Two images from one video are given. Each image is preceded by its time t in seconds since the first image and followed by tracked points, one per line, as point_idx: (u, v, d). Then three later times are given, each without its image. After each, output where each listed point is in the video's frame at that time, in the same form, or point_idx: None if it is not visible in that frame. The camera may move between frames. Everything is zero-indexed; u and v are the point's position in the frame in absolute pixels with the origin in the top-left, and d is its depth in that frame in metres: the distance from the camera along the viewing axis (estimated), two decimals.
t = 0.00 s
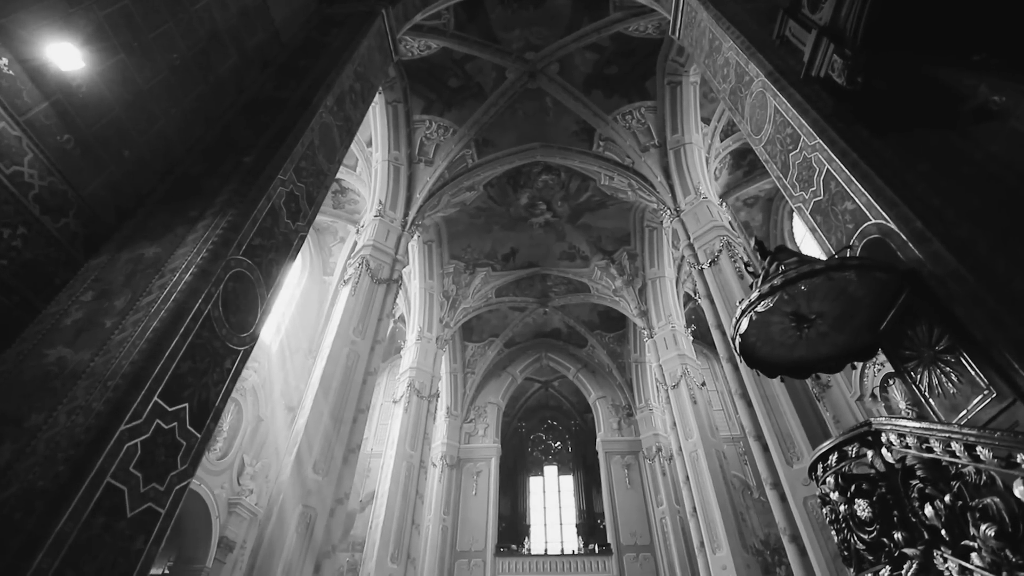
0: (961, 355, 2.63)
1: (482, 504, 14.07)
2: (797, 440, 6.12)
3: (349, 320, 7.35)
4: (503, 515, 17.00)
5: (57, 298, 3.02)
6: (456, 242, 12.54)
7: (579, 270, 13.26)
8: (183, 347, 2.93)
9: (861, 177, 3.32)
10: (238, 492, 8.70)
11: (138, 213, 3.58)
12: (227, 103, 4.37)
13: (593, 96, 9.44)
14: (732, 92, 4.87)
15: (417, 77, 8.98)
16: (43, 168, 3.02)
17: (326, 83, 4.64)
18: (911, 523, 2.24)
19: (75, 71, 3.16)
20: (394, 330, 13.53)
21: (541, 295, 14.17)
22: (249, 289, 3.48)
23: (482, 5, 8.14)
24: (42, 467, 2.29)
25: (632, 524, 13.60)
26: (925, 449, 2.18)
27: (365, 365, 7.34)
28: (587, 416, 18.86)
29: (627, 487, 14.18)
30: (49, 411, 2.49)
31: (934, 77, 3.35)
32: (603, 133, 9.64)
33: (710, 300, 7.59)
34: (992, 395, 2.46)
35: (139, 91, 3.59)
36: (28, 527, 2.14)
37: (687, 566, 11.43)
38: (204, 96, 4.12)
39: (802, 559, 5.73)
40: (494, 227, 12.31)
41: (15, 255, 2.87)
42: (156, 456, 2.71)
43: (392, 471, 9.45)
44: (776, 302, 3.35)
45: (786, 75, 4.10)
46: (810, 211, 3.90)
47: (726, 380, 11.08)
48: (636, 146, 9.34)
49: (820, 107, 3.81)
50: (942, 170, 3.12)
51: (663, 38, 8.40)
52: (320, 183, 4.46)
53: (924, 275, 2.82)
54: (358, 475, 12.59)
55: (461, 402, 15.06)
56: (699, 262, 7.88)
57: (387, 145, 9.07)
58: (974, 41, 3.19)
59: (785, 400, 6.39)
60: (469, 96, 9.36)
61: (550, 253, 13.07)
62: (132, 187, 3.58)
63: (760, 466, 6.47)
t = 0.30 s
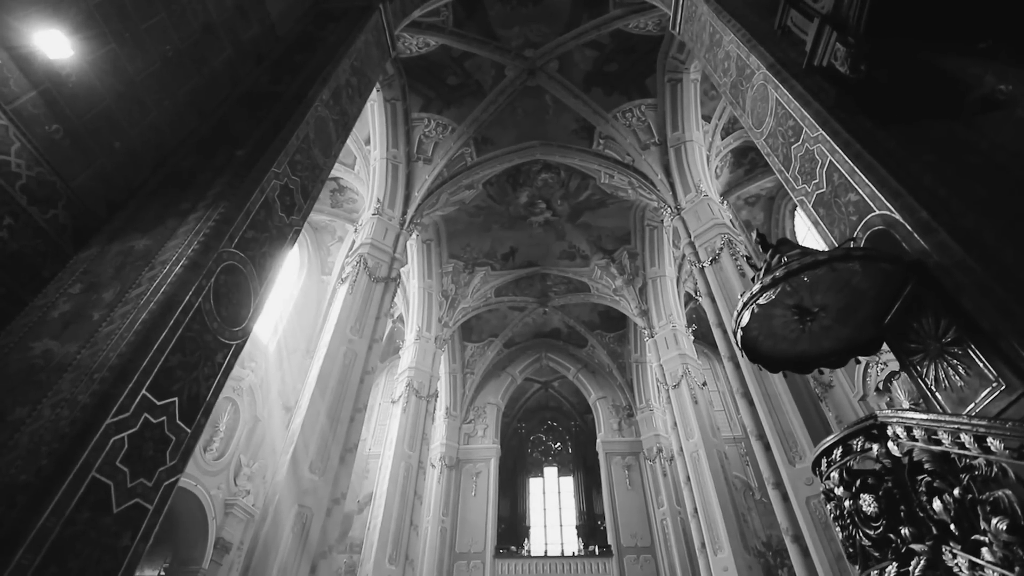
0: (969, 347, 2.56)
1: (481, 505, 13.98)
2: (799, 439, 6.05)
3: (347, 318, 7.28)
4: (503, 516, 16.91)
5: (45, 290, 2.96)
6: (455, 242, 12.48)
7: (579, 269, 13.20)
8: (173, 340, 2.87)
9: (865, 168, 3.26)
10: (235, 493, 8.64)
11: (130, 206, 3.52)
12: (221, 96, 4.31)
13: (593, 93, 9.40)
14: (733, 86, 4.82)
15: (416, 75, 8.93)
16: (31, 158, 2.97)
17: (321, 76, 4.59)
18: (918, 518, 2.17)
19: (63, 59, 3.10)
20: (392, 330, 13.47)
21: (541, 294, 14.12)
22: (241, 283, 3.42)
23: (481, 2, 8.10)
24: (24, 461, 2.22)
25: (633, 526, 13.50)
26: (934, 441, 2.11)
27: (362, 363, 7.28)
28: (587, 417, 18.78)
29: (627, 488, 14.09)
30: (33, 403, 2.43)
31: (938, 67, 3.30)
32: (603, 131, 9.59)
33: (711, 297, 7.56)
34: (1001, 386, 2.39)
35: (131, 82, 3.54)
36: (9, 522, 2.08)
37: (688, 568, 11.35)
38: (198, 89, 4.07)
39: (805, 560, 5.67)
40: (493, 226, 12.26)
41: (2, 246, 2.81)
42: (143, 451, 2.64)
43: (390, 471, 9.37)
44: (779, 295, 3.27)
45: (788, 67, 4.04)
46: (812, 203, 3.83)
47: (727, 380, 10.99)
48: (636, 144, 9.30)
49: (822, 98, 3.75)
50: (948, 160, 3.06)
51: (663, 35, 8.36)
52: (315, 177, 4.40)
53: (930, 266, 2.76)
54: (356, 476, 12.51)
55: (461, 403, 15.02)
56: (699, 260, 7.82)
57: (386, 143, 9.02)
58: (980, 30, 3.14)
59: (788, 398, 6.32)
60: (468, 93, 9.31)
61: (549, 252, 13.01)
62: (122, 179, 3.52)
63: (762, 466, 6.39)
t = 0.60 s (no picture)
0: (976, 340, 2.49)
1: (480, 507, 13.90)
2: (802, 439, 5.98)
3: (344, 317, 7.23)
4: (502, 518, 16.82)
5: (34, 284, 2.91)
6: (454, 242, 12.41)
7: (579, 269, 13.14)
8: (163, 334, 2.81)
9: (869, 160, 3.21)
10: (233, 494, 8.57)
11: (121, 199, 3.48)
12: (217, 90, 4.26)
13: (593, 92, 9.37)
14: (734, 81, 4.77)
15: (415, 73, 8.90)
16: (20, 149, 2.92)
17: (318, 71, 4.55)
18: (926, 514, 2.10)
19: (53, 49, 3.05)
20: (391, 331, 13.41)
21: (541, 295, 14.08)
22: (234, 277, 3.37)
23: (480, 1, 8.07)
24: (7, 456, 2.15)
25: (633, 528, 13.41)
26: (942, 434, 2.05)
27: (360, 363, 7.23)
28: (587, 418, 18.71)
29: (627, 489, 14.01)
30: (17, 398, 2.34)
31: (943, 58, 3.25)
32: (603, 130, 9.55)
33: (712, 297, 7.49)
34: (1010, 379, 2.32)
35: (124, 74, 3.50)
36: None
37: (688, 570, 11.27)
38: (193, 82, 4.02)
39: (808, 561, 5.61)
40: (492, 226, 12.21)
41: None
42: (132, 446, 2.58)
43: (389, 472, 9.30)
44: (781, 288, 3.22)
45: (789, 60, 4.00)
46: (815, 197, 3.78)
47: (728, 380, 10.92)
48: (636, 143, 9.26)
49: (825, 91, 3.71)
50: (952, 152, 3.01)
51: (664, 33, 8.32)
52: (312, 172, 4.36)
53: (936, 258, 2.70)
54: (354, 477, 12.44)
55: (461, 404, 14.98)
56: (700, 259, 7.77)
57: (384, 142, 8.96)
58: (985, 19, 3.09)
59: (790, 398, 6.26)
60: (467, 92, 9.27)
61: (549, 252, 12.97)
62: (114, 172, 3.48)
63: (764, 466, 6.32)
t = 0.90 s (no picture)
0: (986, 333, 2.42)
1: (480, 510, 13.80)
2: (804, 439, 5.90)
3: (342, 317, 7.16)
4: (502, 521, 16.71)
5: (21, 276, 2.84)
6: (453, 242, 12.35)
7: (579, 270, 13.09)
8: (152, 328, 2.75)
9: (874, 151, 3.14)
10: (230, 496, 8.49)
11: (112, 193, 3.42)
12: (211, 85, 4.20)
13: (593, 92, 9.32)
14: (735, 76, 4.72)
15: (413, 72, 8.85)
16: (7, 139, 2.86)
17: (314, 65, 4.49)
18: (937, 511, 2.03)
19: (41, 37, 2.99)
20: (390, 332, 13.33)
21: (541, 296, 14.03)
22: (226, 271, 3.31)
23: None
24: None
25: (634, 531, 13.30)
26: (953, 428, 1.98)
27: (358, 363, 7.16)
28: (587, 421, 18.62)
29: (627, 492, 13.91)
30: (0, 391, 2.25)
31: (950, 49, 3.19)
32: (603, 129, 9.51)
33: (713, 297, 7.42)
34: (1020, 372, 2.24)
35: (116, 66, 3.44)
36: None
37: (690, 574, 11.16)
38: (187, 76, 3.97)
39: (811, 563, 5.53)
40: (492, 226, 12.15)
41: None
42: (118, 442, 2.51)
43: (387, 474, 9.22)
44: (784, 281, 3.15)
45: (791, 53, 3.95)
46: (818, 191, 3.71)
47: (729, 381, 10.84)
48: (636, 142, 9.22)
49: (828, 83, 3.65)
50: (959, 143, 2.95)
51: (664, 31, 8.27)
52: (307, 167, 4.30)
53: (943, 249, 2.63)
54: (352, 480, 12.35)
55: (460, 406, 14.92)
56: (701, 258, 7.70)
57: (383, 141, 8.91)
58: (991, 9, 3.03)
59: (792, 398, 6.18)
60: (466, 91, 9.24)
61: (549, 253, 12.91)
62: (105, 165, 3.42)
63: (767, 467, 6.25)
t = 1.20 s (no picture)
0: (995, 326, 2.35)
1: (479, 513, 13.72)
2: (807, 440, 5.82)
3: (340, 318, 7.10)
4: (502, 525, 16.61)
5: (8, 271, 2.78)
6: (452, 243, 12.29)
7: (579, 271, 13.04)
8: (142, 323, 2.68)
9: (878, 145, 3.08)
10: (227, 499, 8.42)
11: (104, 187, 3.37)
12: (207, 81, 4.14)
13: (593, 91, 9.29)
14: (735, 72, 4.67)
15: (412, 73, 8.82)
16: None
17: (311, 61, 4.45)
18: (948, 508, 1.97)
19: (31, 29, 2.92)
20: (389, 334, 13.26)
21: (541, 297, 13.98)
22: (219, 267, 3.25)
23: None
24: None
25: (635, 534, 13.20)
26: (964, 422, 1.92)
27: (356, 364, 7.10)
28: (587, 423, 18.54)
29: (628, 495, 13.81)
30: None
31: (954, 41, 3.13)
32: (603, 129, 9.47)
33: (714, 297, 7.37)
34: None
35: (109, 60, 3.39)
36: None
37: None
38: (183, 71, 3.91)
39: (814, 566, 5.46)
40: (491, 227, 12.10)
41: None
42: (105, 439, 2.45)
43: (385, 477, 9.14)
44: (788, 276, 3.08)
45: (793, 48, 3.90)
46: (821, 185, 3.66)
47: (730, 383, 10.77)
48: (636, 142, 9.18)
49: (830, 77, 3.60)
50: (965, 135, 2.89)
51: (664, 31, 8.23)
52: (303, 163, 4.25)
53: (950, 243, 2.56)
54: (351, 483, 12.27)
55: (459, 408, 14.85)
56: (702, 259, 7.65)
57: (382, 142, 8.86)
58: None
59: (794, 399, 6.10)
60: (465, 91, 9.20)
61: (549, 254, 12.86)
62: (97, 160, 3.36)
63: (769, 468, 6.18)
